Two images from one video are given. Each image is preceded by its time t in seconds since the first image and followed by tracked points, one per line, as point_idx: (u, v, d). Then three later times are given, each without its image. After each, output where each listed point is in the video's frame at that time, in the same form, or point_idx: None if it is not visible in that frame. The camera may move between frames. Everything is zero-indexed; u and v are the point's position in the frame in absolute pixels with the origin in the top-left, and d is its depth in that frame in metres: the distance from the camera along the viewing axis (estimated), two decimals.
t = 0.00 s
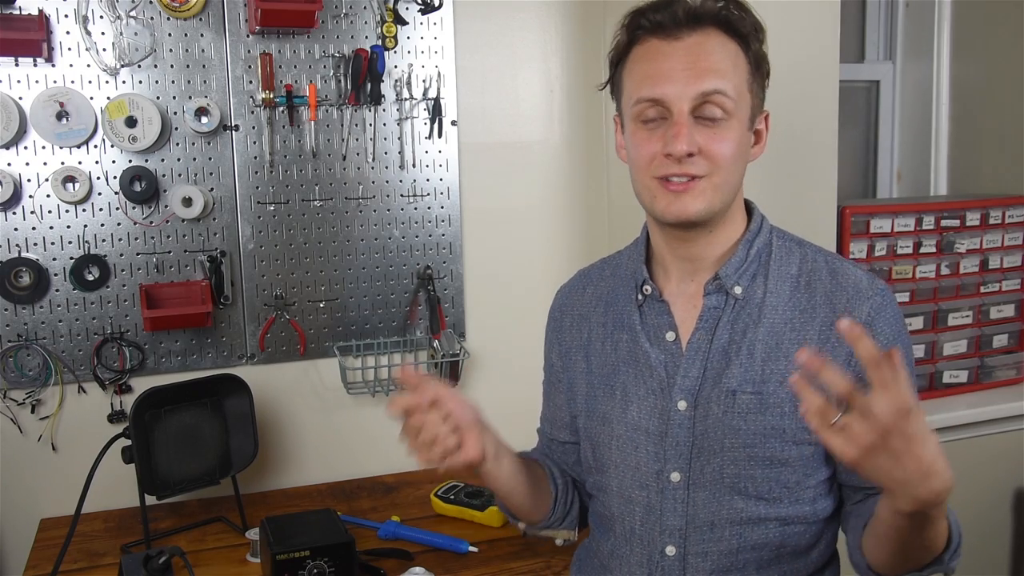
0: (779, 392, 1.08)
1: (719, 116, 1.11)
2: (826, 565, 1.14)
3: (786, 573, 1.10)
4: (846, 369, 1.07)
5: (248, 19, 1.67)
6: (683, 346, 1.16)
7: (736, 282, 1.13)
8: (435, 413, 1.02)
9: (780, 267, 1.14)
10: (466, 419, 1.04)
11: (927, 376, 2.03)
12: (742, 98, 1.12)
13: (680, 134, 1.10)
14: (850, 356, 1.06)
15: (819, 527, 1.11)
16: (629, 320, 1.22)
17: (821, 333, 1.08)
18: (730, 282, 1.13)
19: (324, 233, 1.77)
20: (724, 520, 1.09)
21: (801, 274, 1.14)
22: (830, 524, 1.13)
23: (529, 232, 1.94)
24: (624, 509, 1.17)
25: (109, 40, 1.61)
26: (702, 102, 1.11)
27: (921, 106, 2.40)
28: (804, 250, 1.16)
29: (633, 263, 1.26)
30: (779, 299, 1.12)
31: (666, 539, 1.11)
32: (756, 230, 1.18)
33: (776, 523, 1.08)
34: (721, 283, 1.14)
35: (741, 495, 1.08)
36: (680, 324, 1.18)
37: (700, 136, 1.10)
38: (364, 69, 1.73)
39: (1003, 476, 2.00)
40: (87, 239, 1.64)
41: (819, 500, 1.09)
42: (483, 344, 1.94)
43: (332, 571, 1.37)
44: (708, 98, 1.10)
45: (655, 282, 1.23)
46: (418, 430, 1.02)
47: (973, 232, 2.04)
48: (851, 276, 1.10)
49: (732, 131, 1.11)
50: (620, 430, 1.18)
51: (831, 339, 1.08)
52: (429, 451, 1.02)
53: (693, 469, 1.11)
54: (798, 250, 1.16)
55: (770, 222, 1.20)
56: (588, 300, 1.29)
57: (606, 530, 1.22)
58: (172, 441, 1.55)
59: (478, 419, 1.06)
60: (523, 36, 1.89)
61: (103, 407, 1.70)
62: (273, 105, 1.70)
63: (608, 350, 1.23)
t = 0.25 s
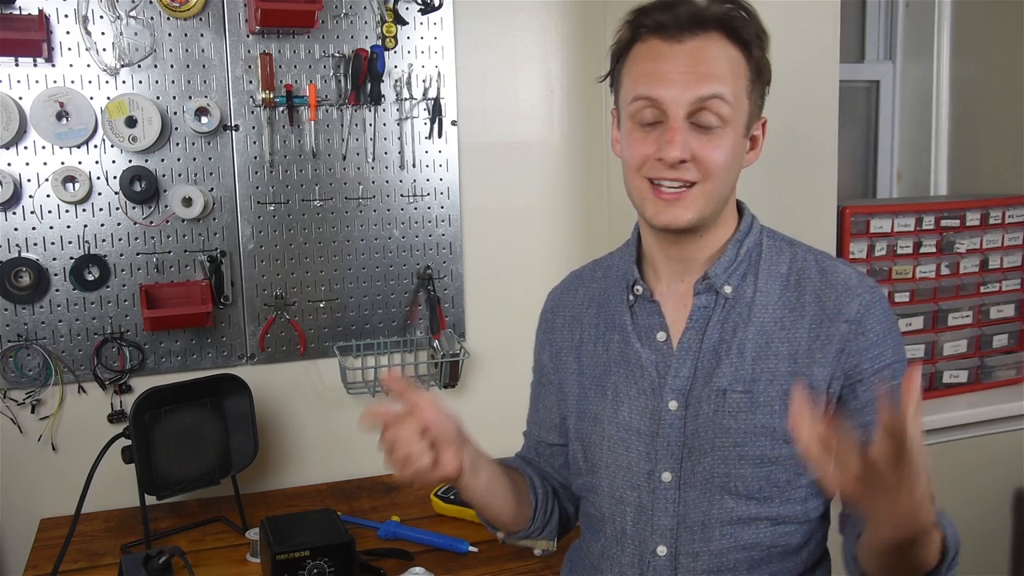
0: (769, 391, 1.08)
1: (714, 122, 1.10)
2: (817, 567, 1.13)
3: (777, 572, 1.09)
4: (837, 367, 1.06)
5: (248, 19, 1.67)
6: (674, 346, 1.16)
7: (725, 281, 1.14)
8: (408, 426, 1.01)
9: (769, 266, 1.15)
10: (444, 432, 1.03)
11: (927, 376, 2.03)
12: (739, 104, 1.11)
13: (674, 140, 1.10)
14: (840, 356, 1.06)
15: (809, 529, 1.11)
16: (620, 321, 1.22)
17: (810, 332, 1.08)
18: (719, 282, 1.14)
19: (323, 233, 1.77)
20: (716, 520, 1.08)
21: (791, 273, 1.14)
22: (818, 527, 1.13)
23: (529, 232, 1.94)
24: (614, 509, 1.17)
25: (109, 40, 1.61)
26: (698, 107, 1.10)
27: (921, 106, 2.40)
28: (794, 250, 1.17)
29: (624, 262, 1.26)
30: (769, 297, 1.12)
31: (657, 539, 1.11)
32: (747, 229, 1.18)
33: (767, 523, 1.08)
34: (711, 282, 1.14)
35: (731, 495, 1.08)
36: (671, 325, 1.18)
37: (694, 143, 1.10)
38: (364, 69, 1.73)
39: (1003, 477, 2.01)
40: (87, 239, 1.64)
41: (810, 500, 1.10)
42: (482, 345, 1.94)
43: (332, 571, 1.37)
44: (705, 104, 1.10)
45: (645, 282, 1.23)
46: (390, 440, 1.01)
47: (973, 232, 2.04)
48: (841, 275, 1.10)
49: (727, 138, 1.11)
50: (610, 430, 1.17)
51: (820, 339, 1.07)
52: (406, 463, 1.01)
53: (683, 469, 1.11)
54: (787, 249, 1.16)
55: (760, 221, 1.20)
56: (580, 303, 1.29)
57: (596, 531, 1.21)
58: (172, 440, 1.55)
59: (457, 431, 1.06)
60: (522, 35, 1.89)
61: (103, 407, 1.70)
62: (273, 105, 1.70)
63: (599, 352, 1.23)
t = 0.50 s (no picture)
0: (758, 397, 1.08)
1: (716, 121, 1.11)
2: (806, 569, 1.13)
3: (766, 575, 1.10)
4: (825, 376, 1.07)
5: (248, 19, 1.67)
6: (661, 349, 1.16)
7: (716, 285, 1.13)
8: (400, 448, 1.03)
9: (759, 270, 1.14)
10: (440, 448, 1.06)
11: (927, 376, 2.03)
12: (739, 104, 1.13)
13: (679, 136, 1.09)
14: (828, 364, 1.06)
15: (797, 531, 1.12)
16: (608, 323, 1.22)
17: (799, 339, 1.08)
18: (709, 286, 1.13)
19: (324, 233, 1.77)
20: (703, 523, 1.09)
21: (780, 278, 1.14)
22: (806, 529, 1.13)
23: (529, 232, 1.94)
24: (602, 513, 1.16)
25: (109, 40, 1.61)
26: (702, 104, 1.11)
27: (921, 106, 2.40)
28: (783, 254, 1.17)
29: (611, 264, 1.26)
30: (758, 302, 1.12)
31: (644, 542, 1.11)
32: (737, 233, 1.17)
33: (753, 527, 1.09)
34: (702, 286, 1.14)
35: (719, 499, 1.09)
36: (659, 328, 1.18)
37: (697, 140, 1.10)
38: (364, 69, 1.73)
39: (1004, 477, 2.01)
40: (87, 238, 1.64)
41: (797, 504, 1.11)
42: (481, 346, 1.94)
43: (332, 571, 1.37)
44: (709, 102, 1.11)
45: (634, 284, 1.23)
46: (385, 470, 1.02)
47: (973, 232, 2.04)
48: (830, 283, 1.10)
49: (728, 137, 1.11)
50: (598, 433, 1.17)
51: (809, 345, 1.08)
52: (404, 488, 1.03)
53: (670, 473, 1.11)
54: (777, 254, 1.16)
55: (750, 225, 1.19)
56: (565, 302, 1.29)
57: (584, 534, 1.21)
58: (173, 440, 1.55)
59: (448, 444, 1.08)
60: (521, 35, 1.89)
61: (103, 406, 1.70)
62: (273, 105, 1.70)
63: (586, 353, 1.22)
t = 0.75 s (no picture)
0: (747, 397, 1.09)
1: (705, 114, 1.12)
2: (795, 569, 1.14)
3: None
4: (813, 376, 1.08)
5: (248, 19, 1.67)
6: (649, 351, 1.16)
7: (703, 285, 1.14)
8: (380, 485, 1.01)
9: (747, 270, 1.15)
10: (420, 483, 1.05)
11: (927, 376, 2.03)
12: (727, 97, 1.13)
13: (668, 130, 1.10)
14: (817, 364, 1.07)
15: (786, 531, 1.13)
16: (595, 324, 1.21)
17: (787, 339, 1.09)
18: (697, 286, 1.14)
19: (323, 233, 1.77)
20: (693, 525, 1.10)
21: (767, 279, 1.15)
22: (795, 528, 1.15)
23: (529, 231, 1.94)
24: (590, 516, 1.16)
25: (109, 40, 1.61)
26: (690, 98, 1.11)
27: (922, 105, 2.39)
28: (771, 254, 1.18)
29: (598, 265, 1.26)
30: (746, 302, 1.13)
31: (633, 545, 1.11)
32: (725, 232, 1.19)
33: (743, 528, 1.10)
34: (689, 286, 1.14)
35: (708, 501, 1.09)
36: (646, 329, 1.18)
37: (686, 134, 1.10)
38: (364, 69, 1.73)
39: (1004, 477, 2.01)
40: (87, 239, 1.64)
41: (785, 504, 1.12)
42: (480, 346, 1.94)
43: (332, 571, 1.37)
44: (697, 96, 1.11)
45: (622, 285, 1.23)
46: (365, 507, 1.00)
47: (973, 232, 2.04)
48: (817, 282, 1.11)
49: (717, 130, 1.12)
50: (586, 435, 1.16)
51: (797, 345, 1.09)
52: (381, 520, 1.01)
53: (659, 475, 1.11)
54: (764, 254, 1.17)
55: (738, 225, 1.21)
56: (551, 302, 1.29)
57: (572, 536, 1.19)
58: (173, 440, 1.55)
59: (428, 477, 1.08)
60: (520, 35, 1.89)
61: (102, 406, 1.70)
62: (273, 105, 1.70)
63: (573, 354, 1.22)
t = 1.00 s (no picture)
0: (741, 395, 1.09)
1: (680, 114, 1.12)
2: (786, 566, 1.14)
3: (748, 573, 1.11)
4: (806, 374, 1.08)
5: (248, 19, 1.67)
6: (643, 349, 1.16)
7: (696, 284, 1.14)
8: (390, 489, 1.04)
9: (739, 269, 1.16)
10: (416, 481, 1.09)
11: (927, 377, 2.04)
12: (702, 96, 1.13)
13: (644, 134, 1.09)
14: (810, 361, 1.08)
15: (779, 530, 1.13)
16: (587, 322, 1.21)
17: (780, 336, 1.10)
18: (690, 284, 1.14)
19: (324, 233, 1.77)
20: (685, 524, 1.10)
21: (760, 278, 1.15)
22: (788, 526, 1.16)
23: (528, 231, 1.93)
24: (582, 514, 1.16)
25: (109, 40, 1.61)
26: (662, 100, 1.11)
27: (922, 105, 2.39)
28: (763, 253, 1.18)
29: (591, 263, 1.26)
30: (739, 300, 1.13)
31: (625, 544, 1.11)
32: (717, 231, 1.19)
33: (736, 525, 1.10)
34: (683, 284, 1.15)
35: (701, 499, 1.09)
36: (638, 327, 1.18)
37: (663, 136, 1.10)
38: (364, 69, 1.73)
39: (1004, 478, 2.01)
40: (87, 238, 1.64)
41: (778, 501, 1.13)
42: (480, 346, 1.94)
43: (332, 571, 1.37)
44: (669, 97, 1.11)
45: (615, 283, 1.22)
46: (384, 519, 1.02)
47: (973, 232, 2.04)
48: (810, 281, 1.12)
49: (694, 130, 1.11)
50: (578, 435, 1.16)
51: (790, 343, 1.09)
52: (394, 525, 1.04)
53: (651, 474, 1.11)
54: (757, 253, 1.18)
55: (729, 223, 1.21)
56: (541, 301, 1.29)
57: (561, 536, 1.20)
58: (172, 440, 1.55)
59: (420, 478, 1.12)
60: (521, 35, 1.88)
61: (102, 406, 1.70)
62: (273, 105, 1.70)
63: (564, 354, 1.21)
